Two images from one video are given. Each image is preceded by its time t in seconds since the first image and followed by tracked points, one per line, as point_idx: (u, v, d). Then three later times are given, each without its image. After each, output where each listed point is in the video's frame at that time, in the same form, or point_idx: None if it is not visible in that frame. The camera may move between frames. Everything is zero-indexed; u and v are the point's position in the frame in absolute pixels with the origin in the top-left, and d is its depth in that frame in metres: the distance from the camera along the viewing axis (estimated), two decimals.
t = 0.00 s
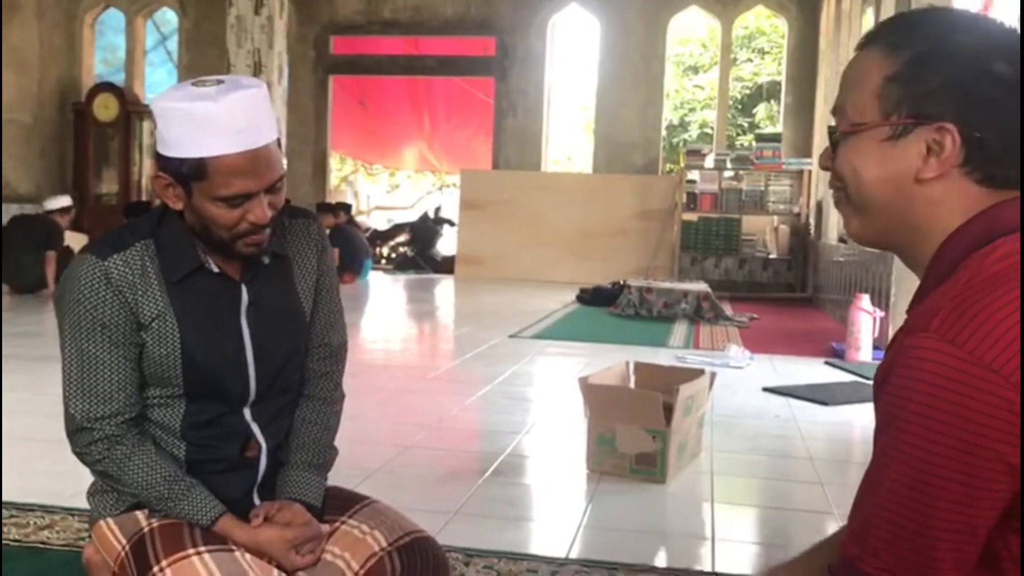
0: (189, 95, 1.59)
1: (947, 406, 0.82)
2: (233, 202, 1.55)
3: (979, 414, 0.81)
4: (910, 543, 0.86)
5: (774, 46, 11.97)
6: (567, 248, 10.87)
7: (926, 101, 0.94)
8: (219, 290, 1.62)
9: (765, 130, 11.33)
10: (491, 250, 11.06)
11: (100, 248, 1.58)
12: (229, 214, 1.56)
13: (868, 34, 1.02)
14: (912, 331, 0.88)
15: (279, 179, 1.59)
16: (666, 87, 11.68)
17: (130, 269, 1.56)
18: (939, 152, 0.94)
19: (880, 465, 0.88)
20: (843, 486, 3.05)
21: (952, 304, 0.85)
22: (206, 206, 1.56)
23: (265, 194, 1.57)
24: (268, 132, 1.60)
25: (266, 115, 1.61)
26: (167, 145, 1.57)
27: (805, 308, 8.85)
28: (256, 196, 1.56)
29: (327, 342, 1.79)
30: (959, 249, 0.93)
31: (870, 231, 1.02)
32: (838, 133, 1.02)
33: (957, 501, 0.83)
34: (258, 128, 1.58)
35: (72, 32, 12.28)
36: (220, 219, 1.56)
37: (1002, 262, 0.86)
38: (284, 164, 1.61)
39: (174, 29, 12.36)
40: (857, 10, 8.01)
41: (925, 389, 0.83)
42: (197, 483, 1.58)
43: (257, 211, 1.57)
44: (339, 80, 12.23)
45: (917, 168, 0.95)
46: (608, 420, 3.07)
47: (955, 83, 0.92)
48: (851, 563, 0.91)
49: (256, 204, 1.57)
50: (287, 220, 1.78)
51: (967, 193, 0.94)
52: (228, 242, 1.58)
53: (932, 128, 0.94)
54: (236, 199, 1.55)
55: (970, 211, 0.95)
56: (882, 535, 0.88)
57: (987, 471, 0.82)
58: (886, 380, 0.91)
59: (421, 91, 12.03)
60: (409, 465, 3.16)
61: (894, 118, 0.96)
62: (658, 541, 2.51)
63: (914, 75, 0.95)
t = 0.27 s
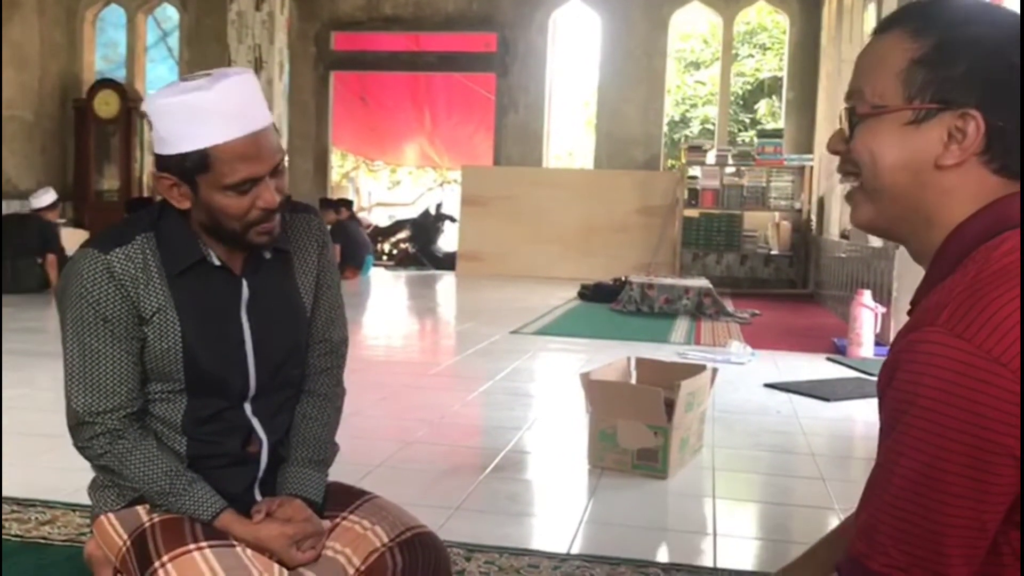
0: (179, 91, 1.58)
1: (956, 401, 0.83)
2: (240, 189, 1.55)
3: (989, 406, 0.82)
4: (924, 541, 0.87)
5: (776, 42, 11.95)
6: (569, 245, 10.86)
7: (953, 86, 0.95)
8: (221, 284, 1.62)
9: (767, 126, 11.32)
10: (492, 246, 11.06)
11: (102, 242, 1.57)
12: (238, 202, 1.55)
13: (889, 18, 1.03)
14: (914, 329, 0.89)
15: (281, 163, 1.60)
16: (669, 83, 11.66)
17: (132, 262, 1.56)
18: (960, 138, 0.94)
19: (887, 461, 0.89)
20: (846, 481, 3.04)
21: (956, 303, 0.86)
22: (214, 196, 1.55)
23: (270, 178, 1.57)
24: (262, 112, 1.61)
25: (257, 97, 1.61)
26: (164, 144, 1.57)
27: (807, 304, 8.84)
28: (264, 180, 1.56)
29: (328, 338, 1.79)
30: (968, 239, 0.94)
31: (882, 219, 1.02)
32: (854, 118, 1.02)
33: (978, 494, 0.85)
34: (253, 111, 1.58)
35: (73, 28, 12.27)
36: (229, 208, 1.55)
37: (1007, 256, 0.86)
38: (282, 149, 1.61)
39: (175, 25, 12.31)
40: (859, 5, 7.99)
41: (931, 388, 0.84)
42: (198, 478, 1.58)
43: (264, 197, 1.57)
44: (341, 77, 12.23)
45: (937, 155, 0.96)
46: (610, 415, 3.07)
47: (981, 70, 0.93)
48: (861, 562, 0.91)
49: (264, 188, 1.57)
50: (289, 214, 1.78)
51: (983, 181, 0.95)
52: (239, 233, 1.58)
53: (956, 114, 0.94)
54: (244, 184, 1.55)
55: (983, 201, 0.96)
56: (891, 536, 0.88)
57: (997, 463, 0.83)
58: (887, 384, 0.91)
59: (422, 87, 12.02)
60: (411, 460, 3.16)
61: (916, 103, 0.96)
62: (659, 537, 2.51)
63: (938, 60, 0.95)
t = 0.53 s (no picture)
0: (162, 86, 1.59)
1: (986, 382, 0.86)
2: (232, 173, 1.55)
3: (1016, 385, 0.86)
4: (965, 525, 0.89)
5: (777, 38, 11.92)
6: (569, 241, 10.86)
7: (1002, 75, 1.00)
8: (221, 276, 1.62)
9: (767, 123, 11.30)
10: (492, 243, 11.05)
11: (102, 236, 1.57)
12: (236, 188, 1.56)
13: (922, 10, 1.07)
14: (940, 314, 0.92)
15: (270, 146, 1.61)
16: (669, 79, 11.65)
17: (132, 256, 1.56)
18: (1008, 125, 1.00)
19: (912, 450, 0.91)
20: (847, 478, 3.04)
21: (985, 285, 0.90)
22: (212, 185, 1.56)
23: (263, 159, 1.58)
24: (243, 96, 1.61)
25: (236, 81, 1.61)
26: (152, 142, 1.57)
27: (808, 301, 8.83)
28: (257, 161, 1.57)
29: (327, 331, 1.78)
30: (1000, 218, 1.01)
31: (921, 205, 1.07)
32: (896, 104, 1.05)
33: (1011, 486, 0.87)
34: (233, 96, 1.58)
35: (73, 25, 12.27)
36: (230, 198, 1.56)
37: None
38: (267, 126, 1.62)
39: (175, 22, 12.15)
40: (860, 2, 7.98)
41: (965, 361, 0.87)
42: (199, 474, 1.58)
43: (260, 178, 1.57)
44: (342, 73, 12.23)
45: (985, 141, 1.01)
46: (610, 412, 3.07)
47: None
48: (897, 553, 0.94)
49: (258, 167, 1.57)
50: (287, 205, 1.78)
51: None
52: (242, 223, 1.59)
53: (1005, 101, 1.00)
54: (236, 167, 1.55)
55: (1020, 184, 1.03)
56: (932, 523, 0.91)
57: None
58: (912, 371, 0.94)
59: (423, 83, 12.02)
60: (412, 457, 3.16)
61: (965, 90, 1.02)
62: (660, 533, 2.51)
63: (987, 51, 1.01)
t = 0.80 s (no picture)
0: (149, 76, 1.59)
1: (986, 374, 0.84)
2: (222, 159, 1.56)
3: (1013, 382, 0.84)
4: (956, 519, 0.87)
5: (778, 36, 11.91)
6: (568, 239, 10.86)
7: (980, 73, 0.96)
8: (217, 271, 1.61)
9: (768, 121, 11.30)
10: (492, 241, 11.06)
11: (96, 234, 1.57)
12: (228, 175, 1.56)
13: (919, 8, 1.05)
14: (940, 307, 0.90)
15: (258, 134, 1.61)
16: (670, 78, 11.65)
17: (125, 252, 1.56)
18: (988, 122, 0.96)
19: (909, 446, 0.89)
20: (847, 476, 3.04)
21: (985, 281, 0.87)
22: (203, 173, 1.56)
23: (251, 146, 1.58)
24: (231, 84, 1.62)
25: (224, 70, 1.62)
26: (142, 133, 1.58)
27: (808, 299, 8.82)
28: (244, 148, 1.57)
29: (323, 326, 1.78)
30: (992, 224, 0.96)
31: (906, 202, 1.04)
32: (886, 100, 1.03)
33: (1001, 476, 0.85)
34: (223, 83, 1.59)
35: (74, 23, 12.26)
36: (221, 183, 1.56)
37: None
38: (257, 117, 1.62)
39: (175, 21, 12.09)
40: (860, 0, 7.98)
41: (967, 355, 0.85)
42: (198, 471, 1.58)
43: (250, 166, 1.58)
44: (342, 72, 12.23)
45: (964, 138, 0.98)
46: (611, 410, 3.07)
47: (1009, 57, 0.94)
48: (889, 549, 0.91)
49: (246, 154, 1.58)
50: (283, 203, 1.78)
51: (1008, 166, 0.97)
52: (236, 209, 1.59)
53: (985, 98, 0.96)
54: (227, 153, 1.56)
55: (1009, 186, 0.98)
56: (927, 518, 0.88)
57: None
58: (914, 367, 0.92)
59: (423, 82, 12.02)
60: (411, 455, 3.16)
61: (947, 86, 0.98)
62: (660, 531, 2.51)
63: (969, 47, 0.97)
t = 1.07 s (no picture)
0: (143, 85, 1.58)
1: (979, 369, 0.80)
2: (224, 165, 1.57)
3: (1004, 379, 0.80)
4: (938, 518, 0.82)
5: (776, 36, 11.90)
6: (568, 239, 10.85)
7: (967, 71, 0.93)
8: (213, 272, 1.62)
9: (767, 121, 11.31)
10: (492, 242, 11.07)
11: (92, 236, 1.57)
12: (229, 181, 1.58)
13: (908, 13, 1.03)
14: (937, 304, 0.87)
15: (257, 137, 1.62)
16: (669, 78, 11.66)
17: (122, 255, 1.56)
18: (978, 121, 0.93)
19: (901, 441, 0.85)
20: (846, 477, 3.04)
21: (984, 277, 0.84)
22: (206, 180, 1.57)
23: (251, 150, 1.60)
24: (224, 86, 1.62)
25: (217, 73, 1.62)
26: (142, 142, 1.57)
27: (807, 300, 8.83)
28: (244, 152, 1.58)
29: (320, 325, 1.78)
30: (995, 223, 0.92)
31: (907, 209, 1.00)
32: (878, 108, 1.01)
33: (991, 478, 0.81)
34: (218, 86, 1.59)
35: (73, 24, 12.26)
36: (223, 190, 1.57)
37: None
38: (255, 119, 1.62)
39: (174, 21, 12.13)
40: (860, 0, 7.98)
41: (958, 357, 0.81)
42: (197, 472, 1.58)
43: (251, 170, 1.59)
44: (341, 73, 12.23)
45: (956, 139, 0.94)
46: (611, 411, 3.07)
47: (995, 53, 0.91)
48: (877, 540, 0.86)
49: (246, 158, 1.59)
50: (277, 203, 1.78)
51: (1004, 165, 0.93)
52: (238, 213, 1.60)
53: (972, 97, 0.93)
54: (229, 158, 1.57)
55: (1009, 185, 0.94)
56: (910, 505, 0.83)
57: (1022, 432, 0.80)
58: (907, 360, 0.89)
59: (422, 82, 12.02)
60: (410, 456, 3.16)
61: (934, 89, 0.95)
62: (660, 532, 2.51)
63: (955, 48, 0.94)
